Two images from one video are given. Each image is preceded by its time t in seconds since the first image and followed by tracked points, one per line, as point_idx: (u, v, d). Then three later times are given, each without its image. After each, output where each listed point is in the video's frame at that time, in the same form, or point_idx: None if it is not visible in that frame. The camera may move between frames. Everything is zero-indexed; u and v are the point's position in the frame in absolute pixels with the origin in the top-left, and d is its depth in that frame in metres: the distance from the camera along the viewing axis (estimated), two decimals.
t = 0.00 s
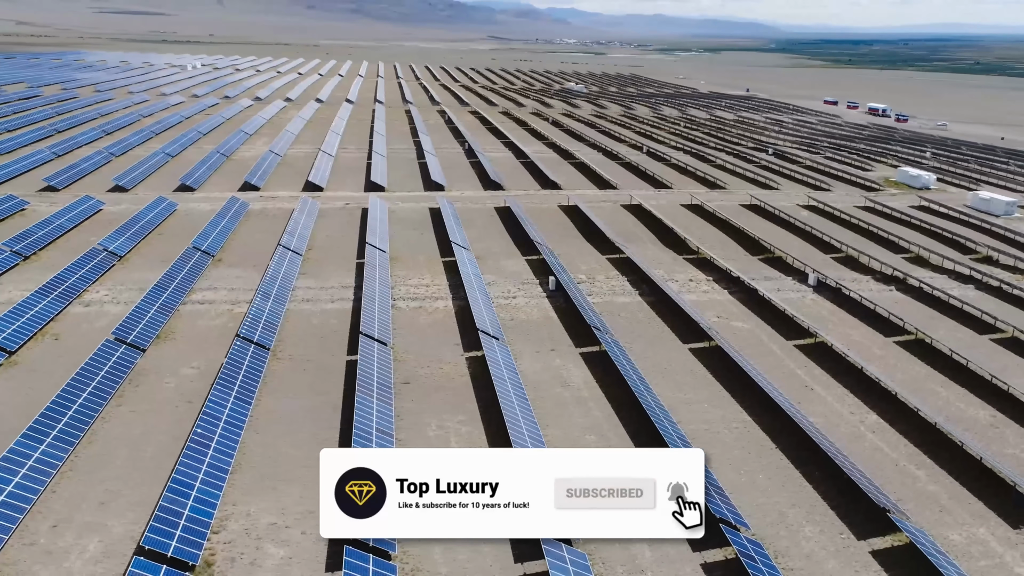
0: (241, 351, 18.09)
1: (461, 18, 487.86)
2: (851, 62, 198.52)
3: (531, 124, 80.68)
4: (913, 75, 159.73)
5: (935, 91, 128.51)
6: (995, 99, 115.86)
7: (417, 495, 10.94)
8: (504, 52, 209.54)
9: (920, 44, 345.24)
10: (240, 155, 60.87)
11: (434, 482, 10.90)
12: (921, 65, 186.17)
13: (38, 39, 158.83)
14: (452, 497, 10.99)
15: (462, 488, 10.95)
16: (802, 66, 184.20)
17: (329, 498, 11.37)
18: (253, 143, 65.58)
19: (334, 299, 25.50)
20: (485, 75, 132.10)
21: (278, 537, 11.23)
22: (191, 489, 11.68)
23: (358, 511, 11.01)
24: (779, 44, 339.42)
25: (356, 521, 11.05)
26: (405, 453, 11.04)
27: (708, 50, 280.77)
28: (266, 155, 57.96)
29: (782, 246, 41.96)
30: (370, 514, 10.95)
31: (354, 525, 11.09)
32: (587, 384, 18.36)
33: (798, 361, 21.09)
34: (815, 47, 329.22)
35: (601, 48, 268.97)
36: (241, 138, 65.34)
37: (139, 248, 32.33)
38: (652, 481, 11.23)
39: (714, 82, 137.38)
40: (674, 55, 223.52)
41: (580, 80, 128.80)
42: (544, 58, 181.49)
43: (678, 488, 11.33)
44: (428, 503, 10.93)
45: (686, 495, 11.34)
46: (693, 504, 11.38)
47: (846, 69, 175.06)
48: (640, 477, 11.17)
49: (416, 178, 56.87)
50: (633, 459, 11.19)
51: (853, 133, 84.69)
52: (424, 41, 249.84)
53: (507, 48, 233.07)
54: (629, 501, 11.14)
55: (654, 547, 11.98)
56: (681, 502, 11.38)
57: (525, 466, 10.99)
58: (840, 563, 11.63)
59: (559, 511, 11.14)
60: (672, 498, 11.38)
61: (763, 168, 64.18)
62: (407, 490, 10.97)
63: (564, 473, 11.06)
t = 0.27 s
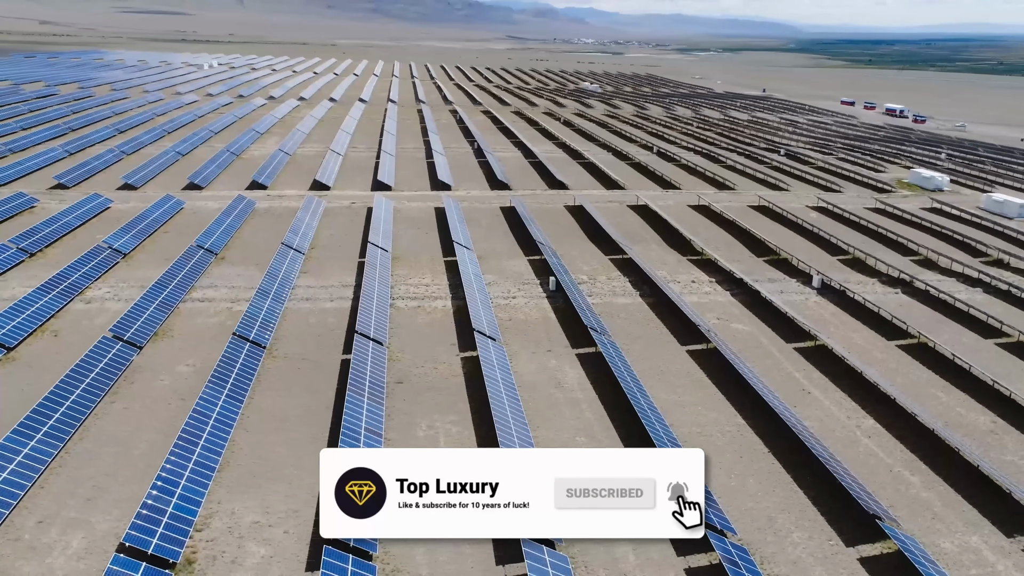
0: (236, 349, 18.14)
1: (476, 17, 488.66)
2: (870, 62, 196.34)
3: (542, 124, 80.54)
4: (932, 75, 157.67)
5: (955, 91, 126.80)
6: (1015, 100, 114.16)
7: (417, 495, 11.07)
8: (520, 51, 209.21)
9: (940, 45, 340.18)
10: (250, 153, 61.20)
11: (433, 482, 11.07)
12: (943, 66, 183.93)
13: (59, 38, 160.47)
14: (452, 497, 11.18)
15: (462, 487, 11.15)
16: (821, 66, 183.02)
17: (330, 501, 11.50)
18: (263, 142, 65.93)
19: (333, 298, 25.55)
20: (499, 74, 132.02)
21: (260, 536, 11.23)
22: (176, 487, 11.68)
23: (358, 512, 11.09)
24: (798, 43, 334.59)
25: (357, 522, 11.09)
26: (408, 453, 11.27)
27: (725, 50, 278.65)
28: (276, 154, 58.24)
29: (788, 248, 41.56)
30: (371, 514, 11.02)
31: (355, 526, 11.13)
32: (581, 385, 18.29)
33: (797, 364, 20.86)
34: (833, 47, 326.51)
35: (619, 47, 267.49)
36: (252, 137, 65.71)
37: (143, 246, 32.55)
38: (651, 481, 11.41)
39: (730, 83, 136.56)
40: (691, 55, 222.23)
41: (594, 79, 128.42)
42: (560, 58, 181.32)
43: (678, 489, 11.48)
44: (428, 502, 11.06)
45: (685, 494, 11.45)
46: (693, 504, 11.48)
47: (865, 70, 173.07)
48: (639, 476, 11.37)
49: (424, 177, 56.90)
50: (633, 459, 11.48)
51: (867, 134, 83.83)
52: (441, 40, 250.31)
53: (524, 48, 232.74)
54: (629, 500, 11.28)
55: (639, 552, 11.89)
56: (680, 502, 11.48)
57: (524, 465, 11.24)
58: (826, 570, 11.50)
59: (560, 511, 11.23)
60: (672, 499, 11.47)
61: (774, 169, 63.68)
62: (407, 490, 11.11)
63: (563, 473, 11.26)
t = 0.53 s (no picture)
0: (233, 347, 18.19)
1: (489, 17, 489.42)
2: (887, 62, 194.47)
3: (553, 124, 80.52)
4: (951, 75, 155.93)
5: (974, 91, 125.32)
6: None
7: (417, 495, 10.79)
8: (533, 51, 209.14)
9: (960, 44, 336.48)
10: (259, 152, 61.51)
11: (433, 482, 10.76)
12: (963, 66, 182.06)
13: (78, 37, 162.28)
14: (451, 498, 10.91)
15: (462, 488, 10.88)
16: (838, 66, 181.86)
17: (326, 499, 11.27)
18: (273, 140, 66.29)
19: (333, 298, 25.61)
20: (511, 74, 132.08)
21: (246, 535, 11.24)
22: (164, 485, 11.72)
23: (357, 511, 10.89)
24: (815, 42, 331.72)
25: (356, 521, 10.90)
26: (406, 452, 10.88)
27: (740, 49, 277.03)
28: (284, 153, 58.52)
29: (793, 250, 41.22)
30: (370, 514, 10.81)
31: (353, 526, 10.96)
32: (577, 386, 18.22)
33: (796, 366, 20.68)
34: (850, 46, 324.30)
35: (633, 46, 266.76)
36: (261, 136, 66.09)
37: (149, 244, 32.77)
38: (652, 481, 11.14)
39: (745, 83, 135.86)
40: (706, 55, 221.21)
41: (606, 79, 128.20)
42: (574, 57, 181.10)
43: (679, 489, 11.20)
44: (428, 503, 10.80)
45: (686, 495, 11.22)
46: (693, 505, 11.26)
47: (881, 69, 171.51)
48: (640, 477, 11.08)
49: (431, 177, 56.97)
50: (634, 459, 11.12)
51: (880, 135, 83.07)
52: (455, 40, 250.69)
53: (537, 47, 232.59)
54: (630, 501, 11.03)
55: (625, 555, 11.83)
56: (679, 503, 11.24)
57: (524, 466, 10.88)
58: None
59: (560, 511, 10.98)
60: (672, 499, 11.21)
61: (785, 170, 63.26)
62: (407, 490, 10.82)
63: (564, 473, 10.95)
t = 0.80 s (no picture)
0: (230, 344, 18.28)
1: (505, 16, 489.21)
2: (909, 63, 191.82)
3: (565, 124, 80.36)
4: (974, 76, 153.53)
5: (997, 92, 123.42)
6: None
7: (417, 495, 10.81)
8: (550, 50, 208.86)
9: (982, 45, 332.65)
10: (270, 151, 61.86)
11: (433, 482, 10.80)
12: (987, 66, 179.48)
13: (99, 36, 164.20)
14: (452, 497, 10.93)
15: (462, 487, 10.91)
16: (858, 66, 179.72)
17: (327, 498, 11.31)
18: (284, 139, 66.64)
19: (334, 297, 25.70)
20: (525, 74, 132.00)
21: (232, 532, 11.29)
22: (151, 481, 11.75)
23: (358, 511, 10.92)
24: (835, 42, 327.82)
25: (356, 521, 10.94)
26: (406, 453, 10.85)
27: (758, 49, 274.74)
28: (294, 152, 58.80)
29: (801, 252, 40.79)
30: (370, 514, 10.83)
31: (353, 525, 11.01)
32: (572, 388, 18.15)
33: (795, 369, 20.45)
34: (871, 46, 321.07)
35: (652, 46, 265.41)
36: (273, 135, 66.44)
37: (155, 241, 33.01)
38: (652, 481, 11.11)
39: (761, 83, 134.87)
40: (724, 54, 219.74)
41: (621, 79, 127.69)
42: (589, 57, 180.63)
43: (679, 488, 11.20)
44: (428, 502, 10.82)
45: (685, 494, 11.22)
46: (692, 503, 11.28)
47: (901, 69, 169.55)
48: (639, 476, 11.05)
49: (440, 176, 57.02)
50: (632, 458, 11.15)
51: (896, 136, 82.05)
52: (472, 39, 250.88)
53: (554, 47, 232.14)
54: (629, 500, 10.98)
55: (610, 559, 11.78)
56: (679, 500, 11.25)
57: (523, 464, 10.90)
58: None
59: (559, 511, 10.95)
60: (672, 499, 11.22)
61: (797, 171, 62.70)
62: (407, 490, 10.82)
63: (564, 472, 10.95)
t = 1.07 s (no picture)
0: (229, 342, 18.36)
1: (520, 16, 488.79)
2: (930, 63, 189.14)
3: (576, 123, 80.13)
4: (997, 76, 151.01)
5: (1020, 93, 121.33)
6: None
7: (417, 507, 10.96)
8: (565, 49, 208.71)
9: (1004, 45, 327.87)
10: (280, 149, 62.12)
11: (434, 494, 10.99)
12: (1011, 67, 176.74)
13: (119, 36, 166.03)
14: (451, 510, 11.07)
15: (462, 500, 11.07)
16: (878, 67, 177.55)
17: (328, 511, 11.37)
18: (295, 138, 66.94)
19: (336, 295, 25.77)
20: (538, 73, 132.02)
21: (220, 530, 11.33)
22: (143, 478, 11.78)
23: (358, 524, 11.03)
24: (854, 42, 324.28)
25: (356, 534, 11.06)
26: (406, 466, 11.07)
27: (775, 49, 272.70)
28: (304, 151, 59.02)
29: (808, 253, 40.38)
30: (371, 527, 10.93)
31: (353, 538, 11.11)
32: (569, 389, 18.08)
33: (796, 372, 20.24)
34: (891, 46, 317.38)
35: (670, 46, 263.98)
36: (284, 133, 66.73)
37: (162, 239, 33.25)
38: (652, 493, 11.26)
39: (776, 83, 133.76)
40: (742, 54, 218.09)
41: (635, 79, 127.07)
42: (604, 57, 180.19)
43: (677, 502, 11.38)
44: (429, 516, 10.95)
45: (685, 507, 11.33)
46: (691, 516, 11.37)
47: (922, 69, 167.20)
48: (638, 489, 11.24)
49: (449, 176, 57.03)
50: (630, 470, 11.44)
51: (912, 136, 81.06)
52: (487, 39, 251.29)
53: (570, 47, 231.84)
54: (627, 513, 11.12)
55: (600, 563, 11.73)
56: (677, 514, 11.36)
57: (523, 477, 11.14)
58: None
59: (558, 525, 11.03)
60: (671, 511, 11.34)
61: (810, 172, 62.12)
62: (407, 503, 11.00)
63: (564, 482, 11.14)
